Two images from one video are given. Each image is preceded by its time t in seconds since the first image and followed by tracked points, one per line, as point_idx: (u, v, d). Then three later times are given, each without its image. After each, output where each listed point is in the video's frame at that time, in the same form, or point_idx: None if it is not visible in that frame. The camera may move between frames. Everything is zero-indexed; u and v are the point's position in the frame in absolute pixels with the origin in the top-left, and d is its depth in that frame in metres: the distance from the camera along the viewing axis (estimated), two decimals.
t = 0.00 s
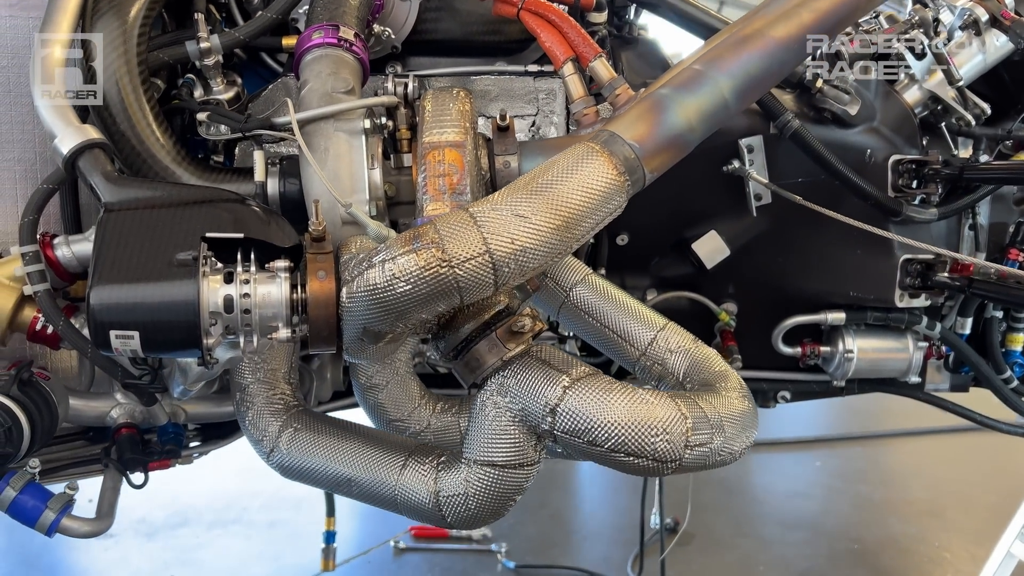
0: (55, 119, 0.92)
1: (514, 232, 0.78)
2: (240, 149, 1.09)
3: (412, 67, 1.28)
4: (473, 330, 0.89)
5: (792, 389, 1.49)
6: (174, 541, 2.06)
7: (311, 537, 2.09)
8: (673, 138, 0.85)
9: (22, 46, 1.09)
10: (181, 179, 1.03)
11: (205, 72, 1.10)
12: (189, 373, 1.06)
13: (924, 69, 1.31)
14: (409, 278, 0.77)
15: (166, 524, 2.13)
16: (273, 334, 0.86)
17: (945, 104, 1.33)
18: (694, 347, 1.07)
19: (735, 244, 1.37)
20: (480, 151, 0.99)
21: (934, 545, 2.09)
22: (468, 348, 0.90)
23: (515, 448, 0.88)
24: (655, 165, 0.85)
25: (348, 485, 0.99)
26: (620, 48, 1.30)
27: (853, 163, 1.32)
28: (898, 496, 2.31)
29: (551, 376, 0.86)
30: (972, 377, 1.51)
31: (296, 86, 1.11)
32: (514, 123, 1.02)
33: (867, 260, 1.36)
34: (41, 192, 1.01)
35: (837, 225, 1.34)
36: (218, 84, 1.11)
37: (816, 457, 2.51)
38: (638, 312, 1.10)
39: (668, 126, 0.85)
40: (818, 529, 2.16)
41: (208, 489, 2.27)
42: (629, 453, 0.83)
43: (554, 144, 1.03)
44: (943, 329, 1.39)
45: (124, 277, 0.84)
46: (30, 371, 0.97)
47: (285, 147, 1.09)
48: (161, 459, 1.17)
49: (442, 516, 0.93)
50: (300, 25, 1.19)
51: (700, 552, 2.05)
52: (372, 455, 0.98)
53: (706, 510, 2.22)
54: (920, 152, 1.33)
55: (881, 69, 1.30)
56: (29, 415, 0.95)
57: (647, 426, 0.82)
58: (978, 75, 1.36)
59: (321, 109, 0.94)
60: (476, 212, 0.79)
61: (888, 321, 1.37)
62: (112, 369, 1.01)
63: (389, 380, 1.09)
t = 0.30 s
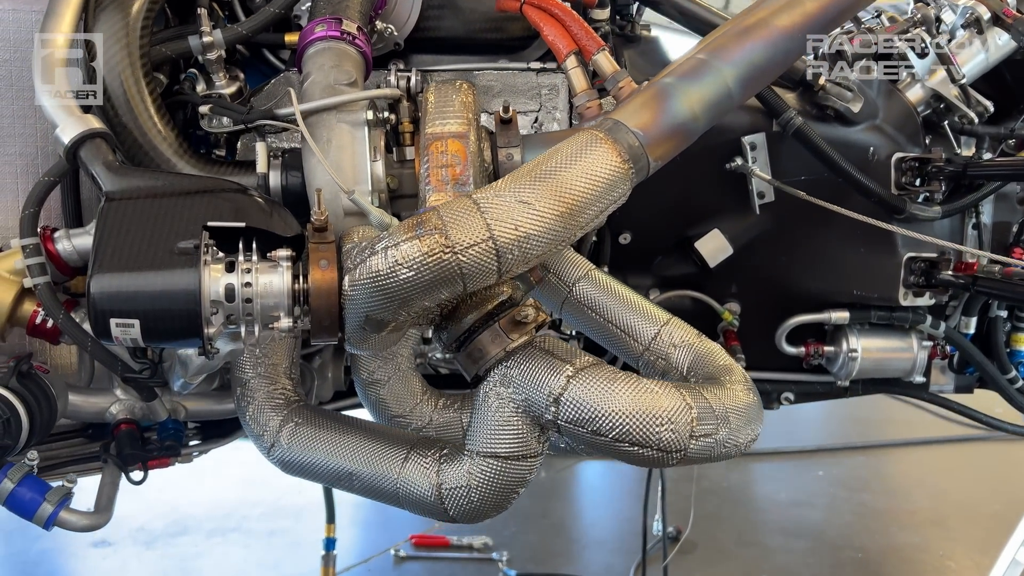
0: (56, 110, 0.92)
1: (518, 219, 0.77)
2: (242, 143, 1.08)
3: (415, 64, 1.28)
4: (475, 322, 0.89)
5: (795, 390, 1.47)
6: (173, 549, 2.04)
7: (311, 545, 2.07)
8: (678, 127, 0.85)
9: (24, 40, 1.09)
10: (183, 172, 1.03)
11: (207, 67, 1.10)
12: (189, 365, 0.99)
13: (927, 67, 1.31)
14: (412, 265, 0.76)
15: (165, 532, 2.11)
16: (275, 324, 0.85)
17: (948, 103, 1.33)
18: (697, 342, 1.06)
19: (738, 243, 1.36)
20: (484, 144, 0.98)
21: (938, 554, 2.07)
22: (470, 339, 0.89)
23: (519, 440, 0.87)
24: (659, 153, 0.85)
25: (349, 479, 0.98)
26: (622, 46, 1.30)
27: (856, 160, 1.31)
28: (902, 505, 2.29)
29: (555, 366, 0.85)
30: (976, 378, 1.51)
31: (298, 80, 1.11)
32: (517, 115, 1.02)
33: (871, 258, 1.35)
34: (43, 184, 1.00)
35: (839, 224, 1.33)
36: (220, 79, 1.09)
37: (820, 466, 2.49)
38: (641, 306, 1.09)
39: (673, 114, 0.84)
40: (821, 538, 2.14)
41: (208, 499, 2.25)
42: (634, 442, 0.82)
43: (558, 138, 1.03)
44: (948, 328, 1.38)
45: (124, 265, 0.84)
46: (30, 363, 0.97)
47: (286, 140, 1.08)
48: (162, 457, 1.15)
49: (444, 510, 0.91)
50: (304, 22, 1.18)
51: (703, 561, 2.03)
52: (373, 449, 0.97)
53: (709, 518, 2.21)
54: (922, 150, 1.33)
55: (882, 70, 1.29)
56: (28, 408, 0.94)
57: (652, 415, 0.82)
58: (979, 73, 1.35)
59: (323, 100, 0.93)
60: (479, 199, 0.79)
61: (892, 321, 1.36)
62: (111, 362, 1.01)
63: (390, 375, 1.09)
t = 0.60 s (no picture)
0: (49, 84, 0.91)
1: (519, 191, 0.76)
2: (240, 127, 1.07)
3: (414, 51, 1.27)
4: (476, 301, 0.88)
5: (799, 383, 1.46)
6: (171, 553, 2.02)
7: (310, 549, 2.05)
8: (681, 102, 0.84)
9: (21, 23, 1.08)
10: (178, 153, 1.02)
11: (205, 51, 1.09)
12: (185, 348, 0.97)
13: (930, 55, 1.30)
14: (411, 238, 0.75)
15: (162, 536, 2.09)
16: (272, 303, 0.84)
17: (951, 91, 1.31)
18: (700, 326, 1.04)
19: (740, 233, 1.35)
20: (484, 125, 0.97)
21: (941, 557, 2.05)
22: (470, 318, 0.88)
23: (520, 420, 0.86)
24: (662, 128, 0.83)
25: (348, 464, 0.96)
26: (623, 35, 1.28)
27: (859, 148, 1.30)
28: (906, 508, 2.27)
29: (556, 344, 0.84)
30: (981, 370, 1.49)
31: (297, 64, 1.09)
32: (517, 96, 1.01)
33: (875, 248, 1.34)
34: (38, 166, 0.99)
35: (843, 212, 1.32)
36: (219, 63, 1.09)
37: (822, 471, 2.47)
38: (644, 292, 1.08)
39: (676, 89, 0.83)
40: (825, 541, 2.12)
41: (207, 503, 2.23)
42: (638, 421, 0.80)
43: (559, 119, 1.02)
44: (953, 319, 1.36)
45: (120, 241, 0.82)
46: (24, 345, 0.96)
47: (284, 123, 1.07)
48: (156, 449, 1.14)
49: (444, 493, 0.90)
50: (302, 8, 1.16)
51: (704, 564, 2.01)
52: (372, 433, 0.96)
53: (710, 522, 2.19)
54: (926, 139, 1.32)
55: (882, 69, 1.28)
56: (21, 391, 0.94)
57: (655, 393, 0.80)
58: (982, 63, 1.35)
59: (321, 80, 0.92)
60: (480, 172, 0.78)
61: (897, 311, 1.35)
62: (107, 349, 0.99)
63: (390, 361, 1.07)
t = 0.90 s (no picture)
0: (42, 65, 0.90)
1: (518, 168, 0.75)
2: (236, 113, 1.06)
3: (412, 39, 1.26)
4: (474, 283, 0.86)
5: (802, 377, 1.43)
6: (167, 556, 1.98)
7: (308, 552, 2.02)
8: (682, 80, 0.83)
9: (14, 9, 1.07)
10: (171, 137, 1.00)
11: (201, 36, 1.08)
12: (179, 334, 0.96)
13: (932, 44, 1.29)
14: (408, 215, 0.74)
15: (158, 540, 2.05)
16: (267, 285, 0.82)
17: (954, 80, 1.30)
18: (702, 313, 1.03)
19: (741, 224, 1.34)
20: (483, 109, 0.96)
21: (945, 559, 2.03)
22: (469, 301, 0.87)
23: (520, 404, 0.84)
24: (663, 106, 0.82)
25: (345, 452, 0.95)
26: (622, 24, 1.27)
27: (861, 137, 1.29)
28: (909, 510, 2.25)
29: (556, 325, 0.82)
30: (985, 363, 1.48)
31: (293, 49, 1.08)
32: (516, 79, 1.00)
33: (877, 238, 1.33)
34: (31, 151, 0.99)
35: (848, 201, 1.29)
36: (215, 49, 1.08)
37: (823, 474, 2.45)
38: (645, 279, 1.07)
39: (677, 66, 0.82)
40: (827, 542, 2.10)
41: (206, 507, 2.21)
42: (639, 403, 0.79)
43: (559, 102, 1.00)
44: (957, 310, 1.36)
45: (112, 222, 0.81)
46: (15, 331, 0.96)
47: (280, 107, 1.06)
48: (152, 441, 1.14)
49: (443, 480, 0.88)
50: None
51: (706, 567, 1.99)
52: (369, 420, 0.94)
53: (712, 525, 2.16)
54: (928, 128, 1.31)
55: (881, 69, 1.28)
56: (13, 378, 0.94)
57: (657, 374, 0.79)
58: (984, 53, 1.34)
59: (317, 62, 0.91)
60: (478, 149, 0.76)
61: (900, 302, 1.34)
62: (101, 337, 0.98)
63: (387, 350, 1.06)
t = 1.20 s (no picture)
0: (41, 53, 0.89)
1: (521, 150, 0.74)
2: (235, 102, 1.05)
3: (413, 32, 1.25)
4: (476, 271, 0.85)
5: (807, 374, 1.41)
6: (166, 561, 1.95)
7: (308, 557, 1.99)
8: (686, 63, 0.81)
9: None
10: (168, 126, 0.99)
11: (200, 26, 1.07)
12: (176, 324, 0.95)
13: (937, 36, 1.26)
14: (408, 197, 0.73)
15: (157, 544, 2.03)
16: (265, 272, 0.81)
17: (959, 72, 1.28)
18: (706, 304, 1.01)
19: (745, 218, 1.32)
20: (484, 97, 0.95)
21: (951, 562, 2.01)
22: (471, 288, 0.85)
23: (523, 392, 0.83)
24: (668, 88, 0.81)
25: (344, 444, 0.93)
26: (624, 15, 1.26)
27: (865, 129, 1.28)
28: (913, 513, 2.23)
29: (559, 312, 0.81)
30: (992, 358, 1.47)
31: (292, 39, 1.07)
32: (519, 67, 0.99)
33: (882, 232, 1.32)
34: (28, 141, 0.97)
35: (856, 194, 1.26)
36: (212, 39, 1.05)
37: (826, 477, 2.43)
38: (648, 270, 1.05)
39: (682, 48, 0.81)
40: (831, 546, 2.08)
41: (206, 512, 2.19)
42: (644, 389, 0.77)
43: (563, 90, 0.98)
44: (964, 304, 1.34)
45: (108, 207, 0.80)
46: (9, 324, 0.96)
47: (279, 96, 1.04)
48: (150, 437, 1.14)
49: (444, 471, 0.87)
50: None
51: (709, 570, 1.96)
52: (369, 411, 0.92)
53: (716, 529, 2.14)
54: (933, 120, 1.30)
55: (881, 68, 1.25)
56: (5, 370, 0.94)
57: (663, 360, 0.77)
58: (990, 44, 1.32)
59: (316, 48, 0.90)
60: (480, 131, 0.75)
61: (905, 296, 1.32)
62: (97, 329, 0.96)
63: (388, 342, 1.05)
